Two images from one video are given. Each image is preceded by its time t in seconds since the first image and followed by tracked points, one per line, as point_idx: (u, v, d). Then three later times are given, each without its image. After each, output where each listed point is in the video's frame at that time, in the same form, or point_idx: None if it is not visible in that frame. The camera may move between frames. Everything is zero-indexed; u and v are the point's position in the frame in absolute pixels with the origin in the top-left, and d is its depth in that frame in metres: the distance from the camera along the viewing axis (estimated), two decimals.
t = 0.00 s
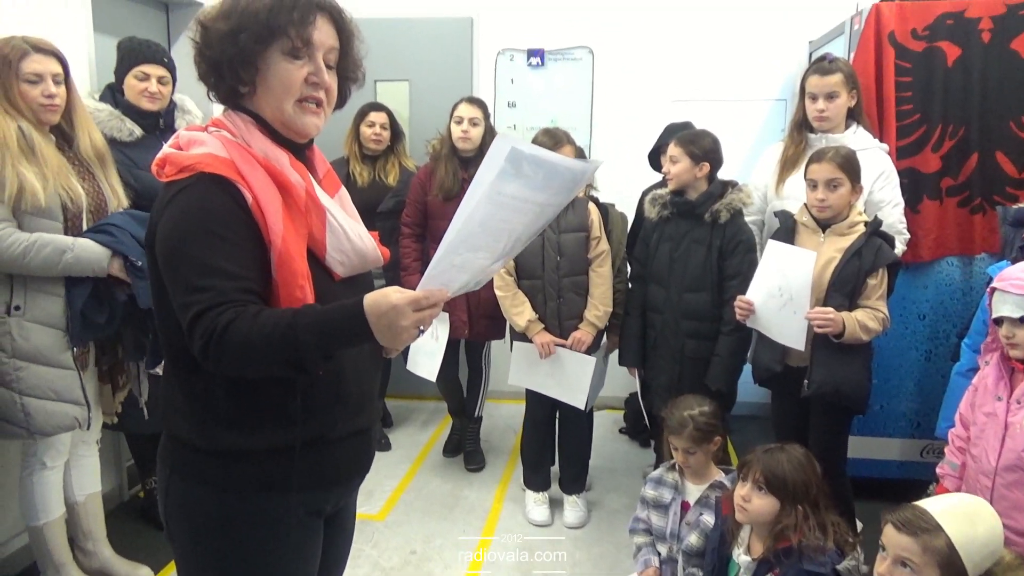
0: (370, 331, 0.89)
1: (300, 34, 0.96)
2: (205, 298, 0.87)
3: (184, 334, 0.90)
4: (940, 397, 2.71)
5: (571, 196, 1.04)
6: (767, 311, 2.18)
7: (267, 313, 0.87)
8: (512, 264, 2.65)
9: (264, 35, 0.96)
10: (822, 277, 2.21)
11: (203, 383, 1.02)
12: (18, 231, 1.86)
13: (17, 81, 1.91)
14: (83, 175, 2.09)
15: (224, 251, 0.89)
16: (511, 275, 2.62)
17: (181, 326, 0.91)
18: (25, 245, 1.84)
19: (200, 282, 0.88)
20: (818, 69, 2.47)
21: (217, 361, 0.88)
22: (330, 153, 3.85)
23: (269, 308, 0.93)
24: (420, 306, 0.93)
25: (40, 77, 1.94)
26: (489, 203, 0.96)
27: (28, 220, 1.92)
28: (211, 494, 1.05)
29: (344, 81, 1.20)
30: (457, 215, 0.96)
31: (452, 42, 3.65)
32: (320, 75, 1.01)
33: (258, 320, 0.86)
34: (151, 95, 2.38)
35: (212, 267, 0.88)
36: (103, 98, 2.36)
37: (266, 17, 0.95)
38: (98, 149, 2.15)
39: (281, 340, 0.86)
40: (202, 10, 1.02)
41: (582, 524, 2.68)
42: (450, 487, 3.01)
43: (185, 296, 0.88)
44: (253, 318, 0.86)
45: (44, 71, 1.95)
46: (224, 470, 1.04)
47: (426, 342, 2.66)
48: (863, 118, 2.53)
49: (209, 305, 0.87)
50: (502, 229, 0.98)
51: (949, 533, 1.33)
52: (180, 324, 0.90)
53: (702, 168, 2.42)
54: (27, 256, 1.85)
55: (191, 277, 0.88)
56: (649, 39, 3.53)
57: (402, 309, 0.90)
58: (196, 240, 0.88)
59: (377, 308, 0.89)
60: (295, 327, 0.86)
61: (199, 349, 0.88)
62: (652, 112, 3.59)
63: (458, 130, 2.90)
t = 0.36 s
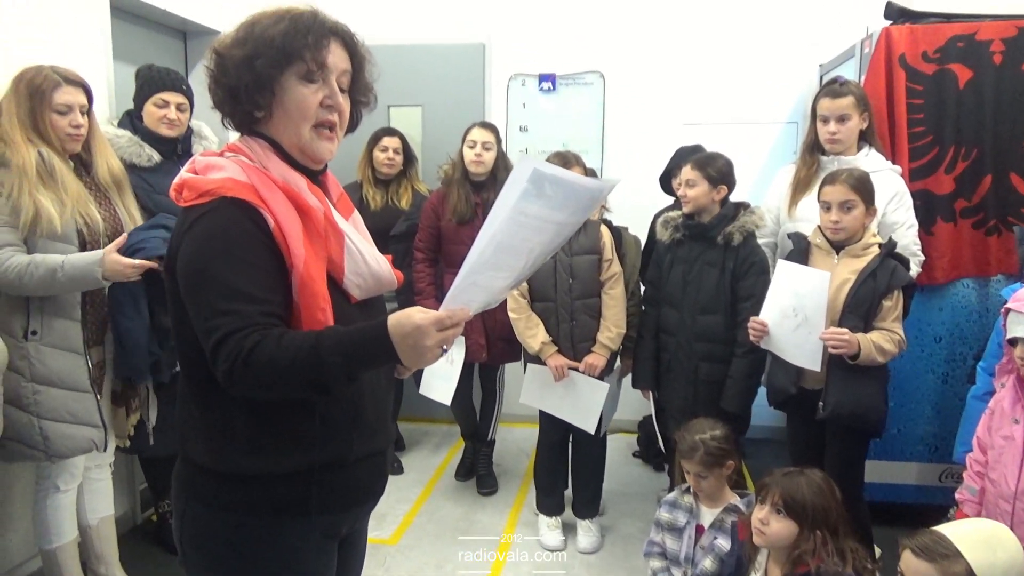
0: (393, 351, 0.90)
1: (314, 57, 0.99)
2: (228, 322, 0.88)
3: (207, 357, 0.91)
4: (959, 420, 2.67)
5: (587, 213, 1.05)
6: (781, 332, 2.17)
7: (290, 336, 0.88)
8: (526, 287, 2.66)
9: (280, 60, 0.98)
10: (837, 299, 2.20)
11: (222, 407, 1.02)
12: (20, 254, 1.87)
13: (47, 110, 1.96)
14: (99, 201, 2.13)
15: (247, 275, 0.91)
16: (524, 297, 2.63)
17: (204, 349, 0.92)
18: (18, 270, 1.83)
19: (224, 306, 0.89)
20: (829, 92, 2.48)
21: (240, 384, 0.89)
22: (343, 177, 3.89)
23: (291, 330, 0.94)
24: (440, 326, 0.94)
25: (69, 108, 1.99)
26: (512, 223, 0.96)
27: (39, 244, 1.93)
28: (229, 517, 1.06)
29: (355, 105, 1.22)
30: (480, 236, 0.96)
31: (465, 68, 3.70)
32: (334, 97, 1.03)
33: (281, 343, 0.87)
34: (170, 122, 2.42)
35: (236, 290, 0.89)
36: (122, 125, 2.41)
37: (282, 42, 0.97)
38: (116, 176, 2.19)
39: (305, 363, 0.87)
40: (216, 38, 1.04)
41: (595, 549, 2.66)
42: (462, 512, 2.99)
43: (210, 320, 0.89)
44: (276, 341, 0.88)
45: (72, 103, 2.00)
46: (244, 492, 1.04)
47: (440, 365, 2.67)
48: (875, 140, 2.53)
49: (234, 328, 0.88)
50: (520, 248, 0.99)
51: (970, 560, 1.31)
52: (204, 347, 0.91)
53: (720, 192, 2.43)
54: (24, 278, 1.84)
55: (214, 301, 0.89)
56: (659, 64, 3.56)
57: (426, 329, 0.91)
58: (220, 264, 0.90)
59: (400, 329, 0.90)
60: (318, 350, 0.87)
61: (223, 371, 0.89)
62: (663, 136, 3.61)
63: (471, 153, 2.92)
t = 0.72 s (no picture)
0: (403, 371, 0.90)
1: (320, 77, 1.01)
2: (240, 342, 0.89)
3: (219, 378, 0.92)
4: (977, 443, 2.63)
5: (598, 236, 1.06)
6: (795, 353, 2.16)
7: (301, 357, 0.89)
8: (538, 309, 2.66)
9: (286, 81, 1.00)
10: (853, 320, 2.19)
11: (234, 428, 1.03)
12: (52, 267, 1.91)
13: (68, 137, 2.00)
14: (115, 225, 2.16)
15: (260, 296, 0.92)
16: (537, 319, 2.63)
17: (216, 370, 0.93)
18: (57, 278, 1.88)
19: (236, 327, 0.90)
20: (840, 114, 2.48)
21: (252, 404, 0.89)
22: (356, 200, 3.93)
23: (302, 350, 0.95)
24: (451, 346, 0.94)
25: (89, 135, 2.03)
26: (524, 244, 0.97)
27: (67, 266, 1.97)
28: (240, 540, 1.06)
29: (368, 129, 1.24)
30: (490, 256, 0.97)
31: (477, 92, 3.75)
32: (340, 117, 1.04)
33: (292, 363, 0.88)
34: (187, 147, 2.45)
35: (249, 311, 0.90)
36: (140, 150, 2.45)
37: (288, 64, 1.00)
38: (128, 197, 2.21)
39: (316, 383, 0.87)
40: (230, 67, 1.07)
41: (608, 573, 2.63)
42: (474, 535, 2.97)
43: (222, 342, 0.90)
44: (287, 362, 0.88)
45: (93, 130, 2.04)
46: (256, 513, 1.04)
47: (452, 388, 2.66)
48: (887, 161, 2.53)
49: (246, 349, 0.89)
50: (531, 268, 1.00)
51: None
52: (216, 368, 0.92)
53: (735, 213, 2.45)
54: (64, 284, 1.88)
55: (227, 322, 0.90)
56: (670, 87, 3.59)
57: (436, 350, 0.92)
58: (232, 285, 0.91)
59: (411, 349, 0.91)
60: (328, 370, 0.88)
61: (234, 392, 0.89)
62: (674, 158, 3.62)
63: (484, 177, 2.95)
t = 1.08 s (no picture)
0: (417, 392, 0.91)
1: (345, 92, 1.05)
2: (256, 362, 0.90)
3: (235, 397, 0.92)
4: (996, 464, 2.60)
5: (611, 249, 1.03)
6: (810, 371, 2.14)
7: (316, 376, 0.90)
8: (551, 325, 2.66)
9: (314, 98, 1.02)
10: (868, 338, 2.17)
11: (249, 447, 1.03)
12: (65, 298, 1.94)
13: (85, 158, 2.03)
14: (133, 243, 2.19)
15: (276, 315, 0.92)
16: (550, 336, 2.64)
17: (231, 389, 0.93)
18: (71, 311, 1.91)
19: (252, 346, 0.91)
20: (851, 131, 2.49)
21: (267, 423, 0.90)
22: (368, 218, 3.95)
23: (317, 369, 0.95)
24: (465, 367, 0.95)
25: (105, 155, 2.07)
26: (536, 264, 0.97)
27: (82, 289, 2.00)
28: (254, 559, 1.06)
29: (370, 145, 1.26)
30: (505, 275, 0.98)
31: (489, 111, 3.78)
32: (364, 129, 1.09)
33: (308, 383, 0.89)
34: (192, 175, 2.47)
35: (265, 331, 0.91)
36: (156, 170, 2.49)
37: (315, 81, 1.03)
38: (148, 220, 2.25)
39: (332, 402, 0.88)
40: (243, 88, 1.08)
41: None
42: (486, 554, 2.95)
43: (238, 361, 0.91)
44: (303, 381, 0.89)
45: (109, 149, 2.08)
46: (271, 532, 1.05)
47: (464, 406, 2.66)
48: (900, 178, 2.52)
49: (262, 368, 0.90)
50: (546, 287, 1.00)
51: None
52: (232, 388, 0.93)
53: (749, 229, 2.46)
54: (77, 320, 1.92)
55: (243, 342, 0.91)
56: (681, 105, 3.60)
57: (451, 370, 0.92)
58: (248, 304, 0.92)
59: (426, 369, 0.91)
60: (344, 389, 0.88)
61: (250, 411, 0.90)
62: (686, 175, 3.63)
63: (497, 196, 2.96)
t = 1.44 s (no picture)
0: (429, 412, 0.91)
1: (342, 100, 1.07)
2: (269, 378, 0.90)
3: (248, 413, 0.92)
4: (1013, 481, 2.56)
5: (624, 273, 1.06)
6: (822, 386, 2.13)
7: (329, 393, 0.90)
8: (563, 339, 2.66)
9: (309, 108, 1.06)
10: (882, 353, 2.16)
11: (260, 462, 1.03)
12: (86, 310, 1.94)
13: (98, 172, 2.06)
14: (144, 257, 2.20)
15: (289, 332, 0.93)
16: (562, 349, 2.64)
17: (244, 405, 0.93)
18: (93, 324, 1.92)
19: (265, 363, 0.91)
20: (862, 146, 2.48)
21: (280, 440, 0.90)
22: (379, 233, 3.97)
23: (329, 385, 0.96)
24: (478, 387, 0.95)
25: (118, 168, 2.09)
26: (554, 287, 0.98)
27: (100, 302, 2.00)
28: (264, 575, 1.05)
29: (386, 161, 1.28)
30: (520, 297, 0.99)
31: (500, 127, 3.80)
32: (365, 136, 1.08)
33: (320, 400, 0.89)
34: (202, 196, 2.50)
35: (278, 348, 0.92)
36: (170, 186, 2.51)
37: (310, 93, 1.06)
38: (160, 233, 2.27)
39: (344, 420, 0.88)
40: (252, 113, 1.13)
41: None
42: (496, 570, 2.92)
43: (251, 377, 0.91)
44: (315, 398, 0.89)
45: (121, 163, 2.10)
46: (281, 548, 1.04)
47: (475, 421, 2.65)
48: (912, 193, 2.51)
49: (275, 385, 0.90)
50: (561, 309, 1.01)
51: None
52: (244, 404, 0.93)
53: (760, 243, 2.45)
54: (98, 334, 1.93)
55: (256, 358, 0.91)
56: (692, 121, 3.61)
57: (463, 390, 0.92)
58: (261, 321, 0.92)
59: (438, 390, 0.91)
60: (356, 406, 0.88)
61: (263, 428, 0.90)
62: (697, 190, 3.63)
63: (509, 211, 2.97)
